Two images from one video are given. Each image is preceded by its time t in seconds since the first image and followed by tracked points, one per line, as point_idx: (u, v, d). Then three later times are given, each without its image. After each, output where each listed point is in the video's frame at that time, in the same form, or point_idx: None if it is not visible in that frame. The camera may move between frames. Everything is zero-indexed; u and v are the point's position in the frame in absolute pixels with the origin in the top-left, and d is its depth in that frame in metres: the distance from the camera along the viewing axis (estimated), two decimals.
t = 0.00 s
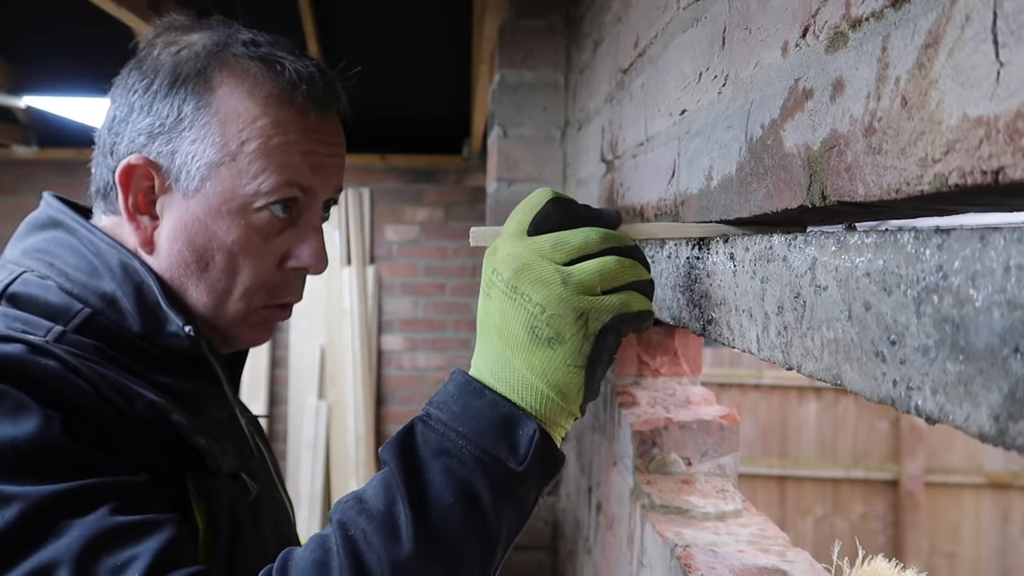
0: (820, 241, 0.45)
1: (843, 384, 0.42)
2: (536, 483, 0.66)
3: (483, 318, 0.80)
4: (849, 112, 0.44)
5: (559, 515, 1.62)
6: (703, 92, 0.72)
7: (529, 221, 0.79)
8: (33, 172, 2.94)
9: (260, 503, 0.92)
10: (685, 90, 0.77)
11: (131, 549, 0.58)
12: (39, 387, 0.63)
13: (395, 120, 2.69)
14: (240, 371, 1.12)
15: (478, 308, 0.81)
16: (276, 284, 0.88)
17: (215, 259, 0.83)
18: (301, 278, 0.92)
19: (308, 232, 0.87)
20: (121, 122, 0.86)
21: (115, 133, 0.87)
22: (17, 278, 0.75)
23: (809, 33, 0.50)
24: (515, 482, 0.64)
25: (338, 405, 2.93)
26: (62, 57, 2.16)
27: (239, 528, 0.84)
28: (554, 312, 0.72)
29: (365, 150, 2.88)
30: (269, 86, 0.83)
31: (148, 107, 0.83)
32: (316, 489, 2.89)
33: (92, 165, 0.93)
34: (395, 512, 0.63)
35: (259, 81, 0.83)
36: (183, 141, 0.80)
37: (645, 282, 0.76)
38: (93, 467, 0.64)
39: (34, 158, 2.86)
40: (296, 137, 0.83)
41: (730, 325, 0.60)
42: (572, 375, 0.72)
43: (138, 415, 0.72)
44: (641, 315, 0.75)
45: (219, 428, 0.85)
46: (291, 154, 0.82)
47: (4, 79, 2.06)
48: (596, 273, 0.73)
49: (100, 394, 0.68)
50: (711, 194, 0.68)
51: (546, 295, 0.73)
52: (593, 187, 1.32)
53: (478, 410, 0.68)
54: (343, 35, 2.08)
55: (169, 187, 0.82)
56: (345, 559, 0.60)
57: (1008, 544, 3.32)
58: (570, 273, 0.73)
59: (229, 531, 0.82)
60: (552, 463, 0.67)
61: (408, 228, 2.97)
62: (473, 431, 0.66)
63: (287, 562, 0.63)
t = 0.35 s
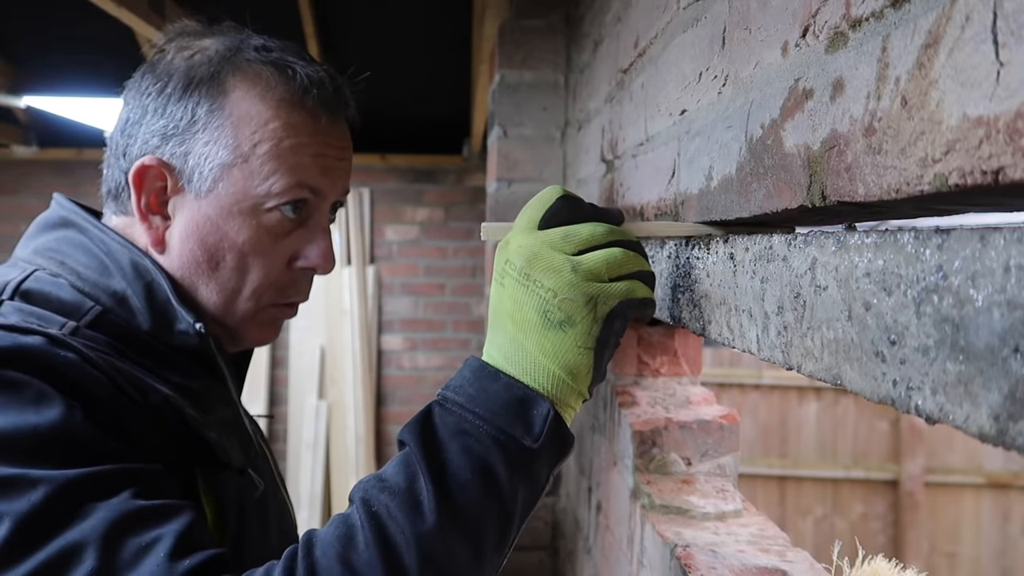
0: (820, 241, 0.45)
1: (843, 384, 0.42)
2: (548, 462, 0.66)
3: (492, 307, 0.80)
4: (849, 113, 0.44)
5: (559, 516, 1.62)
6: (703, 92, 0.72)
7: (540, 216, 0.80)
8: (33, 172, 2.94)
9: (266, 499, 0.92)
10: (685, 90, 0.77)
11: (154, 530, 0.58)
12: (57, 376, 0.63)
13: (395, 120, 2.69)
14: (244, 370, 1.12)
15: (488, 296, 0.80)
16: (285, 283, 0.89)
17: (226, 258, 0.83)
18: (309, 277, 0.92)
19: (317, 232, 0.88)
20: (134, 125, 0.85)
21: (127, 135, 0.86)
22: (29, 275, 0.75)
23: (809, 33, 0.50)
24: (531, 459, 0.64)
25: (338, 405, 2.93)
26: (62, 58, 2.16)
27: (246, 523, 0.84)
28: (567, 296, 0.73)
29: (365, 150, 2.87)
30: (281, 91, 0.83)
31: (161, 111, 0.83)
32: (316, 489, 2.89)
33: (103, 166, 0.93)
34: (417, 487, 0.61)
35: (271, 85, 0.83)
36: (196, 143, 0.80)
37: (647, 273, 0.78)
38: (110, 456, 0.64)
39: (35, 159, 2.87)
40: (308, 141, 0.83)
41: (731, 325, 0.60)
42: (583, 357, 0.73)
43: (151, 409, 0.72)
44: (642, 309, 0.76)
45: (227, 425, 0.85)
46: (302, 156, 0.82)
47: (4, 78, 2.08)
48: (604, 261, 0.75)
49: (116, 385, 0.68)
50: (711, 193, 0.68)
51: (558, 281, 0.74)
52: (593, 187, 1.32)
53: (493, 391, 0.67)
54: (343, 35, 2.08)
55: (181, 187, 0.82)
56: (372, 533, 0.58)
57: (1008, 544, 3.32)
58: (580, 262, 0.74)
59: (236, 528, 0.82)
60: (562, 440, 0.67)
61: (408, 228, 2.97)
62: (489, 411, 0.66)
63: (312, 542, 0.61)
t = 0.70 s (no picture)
0: (821, 241, 0.45)
1: (843, 384, 0.42)
2: (550, 455, 0.66)
3: (498, 301, 0.80)
4: (849, 113, 0.44)
5: (559, 516, 1.62)
6: (703, 92, 0.72)
7: (545, 213, 0.80)
8: (33, 172, 2.94)
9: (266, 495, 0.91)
10: (685, 90, 0.77)
11: (158, 522, 0.58)
12: (58, 370, 0.64)
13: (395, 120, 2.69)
14: (244, 370, 1.11)
15: (494, 291, 0.80)
16: (288, 282, 0.89)
17: (231, 256, 0.83)
18: (311, 275, 0.92)
19: (320, 230, 0.88)
20: (139, 124, 0.85)
21: (132, 135, 0.86)
22: (31, 274, 0.76)
23: (809, 33, 0.50)
24: (535, 451, 0.64)
25: (338, 405, 2.93)
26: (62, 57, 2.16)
27: (247, 519, 0.84)
28: (570, 290, 0.73)
29: (365, 150, 2.87)
30: (285, 91, 0.83)
31: (166, 110, 0.83)
32: (316, 489, 2.89)
33: (106, 166, 0.93)
34: (422, 478, 0.61)
35: (275, 85, 0.83)
36: (201, 142, 0.80)
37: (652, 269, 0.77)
38: (110, 450, 0.64)
39: (34, 159, 2.87)
40: (312, 141, 0.83)
41: (731, 325, 0.60)
42: (586, 350, 0.73)
43: (152, 405, 0.72)
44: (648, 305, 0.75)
45: (229, 421, 0.85)
46: (306, 155, 0.82)
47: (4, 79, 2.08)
48: (608, 256, 0.74)
49: (117, 379, 0.69)
50: (711, 193, 0.68)
51: (562, 275, 0.73)
52: (593, 187, 1.32)
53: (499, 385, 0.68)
54: (343, 35, 2.08)
55: (185, 187, 0.82)
56: (377, 523, 0.58)
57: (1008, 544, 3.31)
58: (584, 256, 0.74)
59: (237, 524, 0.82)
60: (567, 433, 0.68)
61: (408, 228, 2.97)
62: (493, 404, 0.66)
63: (316, 535, 0.60)
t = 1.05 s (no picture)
0: (820, 241, 0.45)
1: (843, 384, 0.42)
2: (557, 457, 0.66)
3: (505, 304, 0.80)
4: (849, 113, 0.44)
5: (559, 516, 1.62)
6: (703, 92, 0.72)
7: (551, 214, 0.81)
8: (32, 172, 2.94)
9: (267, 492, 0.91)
10: (685, 90, 0.77)
11: (154, 518, 0.58)
12: (57, 366, 0.64)
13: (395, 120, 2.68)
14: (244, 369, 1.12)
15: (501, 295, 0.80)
16: (288, 279, 0.89)
17: (231, 254, 0.83)
18: (310, 273, 0.92)
19: (319, 228, 0.88)
20: (136, 123, 0.85)
21: (129, 133, 0.86)
22: (30, 273, 0.76)
23: (809, 33, 0.50)
24: (541, 452, 0.64)
25: (337, 405, 2.93)
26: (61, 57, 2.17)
27: (248, 514, 0.85)
28: (580, 291, 0.73)
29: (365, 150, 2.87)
30: (283, 89, 0.83)
31: (164, 108, 0.83)
32: (316, 489, 2.89)
33: (104, 165, 0.93)
34: (427, 478, 0.61)
35: (273, 83, 0.83)
36: (200, 140, 0.80)
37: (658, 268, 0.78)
38: (108, 445, 0.64)
39: (34, 159, 2.87)
40: (311, 138, 0.83)
41: (730, 325, 0.60)
42: (597, 351, 0.73)
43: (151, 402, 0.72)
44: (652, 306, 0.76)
45: (231, 418, 0.84)
46: (305, 153, 0.82)
47: (4, 79, 2.08)
48: (616, 257, 0.75)
49: (117, 376, 0.69)
50: (711, 193, 0.68)
51: (572, 277, 0.74)
52: (593, 187, 1.32)
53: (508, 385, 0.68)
54: (343, 35, 2.08)
55: (185, 185, 0.82)
56: (382, 522, 0.58)
57: (1009, 544, 3.31)
58: (593, 257, 0.75)
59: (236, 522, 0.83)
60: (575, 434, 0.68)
61: (408, 228, 2.97)
62: (501, 405, 0.66)
63: (319, 533, 0.60)
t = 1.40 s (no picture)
0: (820, 241, 0.45)
1: (844, 384, 0.42)
2: (567, 447, 0.66)
3: (513, 298, 0.80)
4: (849, 113, 0.44)
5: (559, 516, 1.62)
6: (703, 92, 0.72)
7: (559, 212, 0.82)
8: (33, 172, 2.94)
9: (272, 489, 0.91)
10: (685, 90, 0.77)
11: (164, 510, 0.58)
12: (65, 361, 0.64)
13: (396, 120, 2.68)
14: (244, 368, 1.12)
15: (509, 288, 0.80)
16: (287, 276, 0.89)
17: (231, 252, 0.83)
18: (310, 270, 0.92)
19: (319, 226, 0.88)
20: (135, 120, 0.85)
21: (127, 131, 0.86)
22: (33, 271, 0.76)
23: (809, 33, 0.50)
24: (551, 441, 0.65)
25: (337, 405, 2.93)
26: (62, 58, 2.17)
27: (252, 513, 0.83)
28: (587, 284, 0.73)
29: (365, 150, 2.87)
30: (282, 86, 0.83)
31: (162, 106, 0.83)
32: (316, 489, 2.89)
33: (103, 163, 0.93)
34: (439, 466, 0.61)
35: (272, 81, 0.83)
36: (200, 138, 0.80)
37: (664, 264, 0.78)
38: (118, 439, 0.65)
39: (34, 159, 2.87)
40: (310, 135, 0.83)
41: (731, 325, 0.60)
42: (604, 344, 0.73)
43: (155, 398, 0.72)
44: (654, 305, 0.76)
45: (234, 416, 0.84)
46: (304, 150, 0.82)
47: (4, 79, 2.09)
48: (624, 251, 0.75)
49: (124, 372, 0.69)
50: (711, 193, 0.68)
51: (580, 270, 0.74)
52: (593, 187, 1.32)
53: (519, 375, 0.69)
54: (343, 35, 2.08)
55: (184, 183, 0.82)
56: (395, 510, 0.58)
57: (1009, 544, 3.31)
58: (600, 252, 0.74)
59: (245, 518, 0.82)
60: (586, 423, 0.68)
61: (408, 228, 2.97)
62: (511, 395, 0.66)
63: (332, 522, 0.60)
